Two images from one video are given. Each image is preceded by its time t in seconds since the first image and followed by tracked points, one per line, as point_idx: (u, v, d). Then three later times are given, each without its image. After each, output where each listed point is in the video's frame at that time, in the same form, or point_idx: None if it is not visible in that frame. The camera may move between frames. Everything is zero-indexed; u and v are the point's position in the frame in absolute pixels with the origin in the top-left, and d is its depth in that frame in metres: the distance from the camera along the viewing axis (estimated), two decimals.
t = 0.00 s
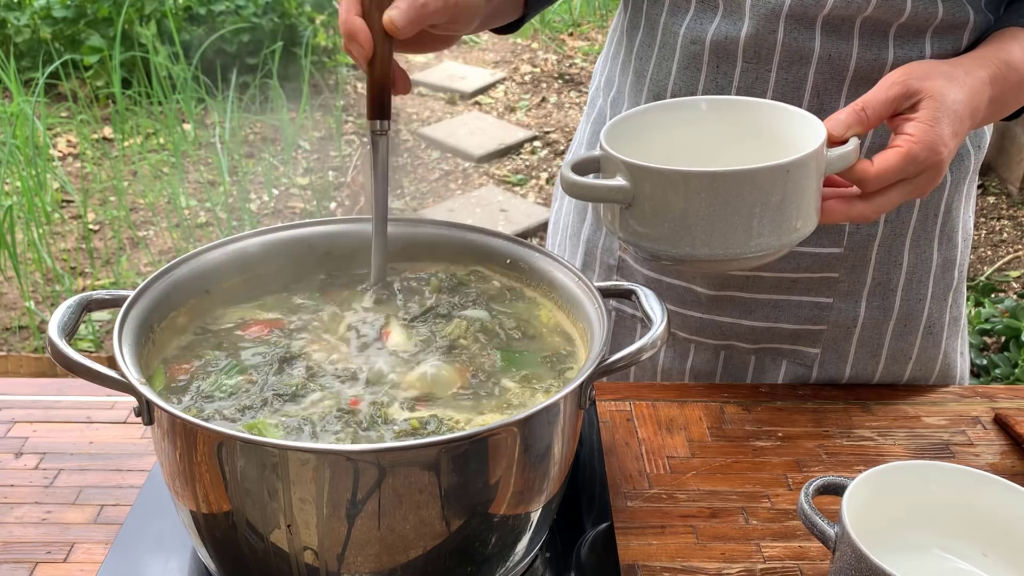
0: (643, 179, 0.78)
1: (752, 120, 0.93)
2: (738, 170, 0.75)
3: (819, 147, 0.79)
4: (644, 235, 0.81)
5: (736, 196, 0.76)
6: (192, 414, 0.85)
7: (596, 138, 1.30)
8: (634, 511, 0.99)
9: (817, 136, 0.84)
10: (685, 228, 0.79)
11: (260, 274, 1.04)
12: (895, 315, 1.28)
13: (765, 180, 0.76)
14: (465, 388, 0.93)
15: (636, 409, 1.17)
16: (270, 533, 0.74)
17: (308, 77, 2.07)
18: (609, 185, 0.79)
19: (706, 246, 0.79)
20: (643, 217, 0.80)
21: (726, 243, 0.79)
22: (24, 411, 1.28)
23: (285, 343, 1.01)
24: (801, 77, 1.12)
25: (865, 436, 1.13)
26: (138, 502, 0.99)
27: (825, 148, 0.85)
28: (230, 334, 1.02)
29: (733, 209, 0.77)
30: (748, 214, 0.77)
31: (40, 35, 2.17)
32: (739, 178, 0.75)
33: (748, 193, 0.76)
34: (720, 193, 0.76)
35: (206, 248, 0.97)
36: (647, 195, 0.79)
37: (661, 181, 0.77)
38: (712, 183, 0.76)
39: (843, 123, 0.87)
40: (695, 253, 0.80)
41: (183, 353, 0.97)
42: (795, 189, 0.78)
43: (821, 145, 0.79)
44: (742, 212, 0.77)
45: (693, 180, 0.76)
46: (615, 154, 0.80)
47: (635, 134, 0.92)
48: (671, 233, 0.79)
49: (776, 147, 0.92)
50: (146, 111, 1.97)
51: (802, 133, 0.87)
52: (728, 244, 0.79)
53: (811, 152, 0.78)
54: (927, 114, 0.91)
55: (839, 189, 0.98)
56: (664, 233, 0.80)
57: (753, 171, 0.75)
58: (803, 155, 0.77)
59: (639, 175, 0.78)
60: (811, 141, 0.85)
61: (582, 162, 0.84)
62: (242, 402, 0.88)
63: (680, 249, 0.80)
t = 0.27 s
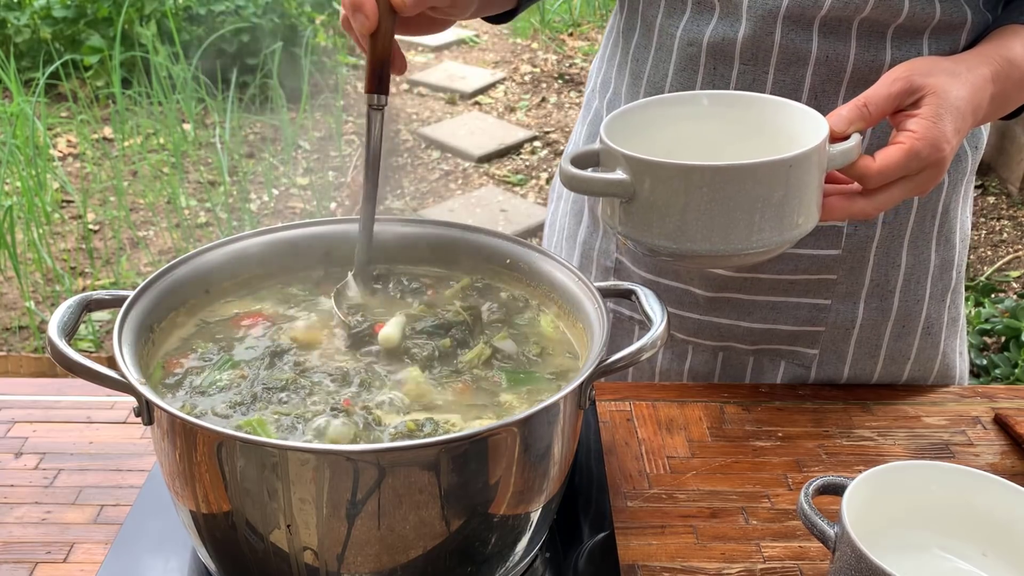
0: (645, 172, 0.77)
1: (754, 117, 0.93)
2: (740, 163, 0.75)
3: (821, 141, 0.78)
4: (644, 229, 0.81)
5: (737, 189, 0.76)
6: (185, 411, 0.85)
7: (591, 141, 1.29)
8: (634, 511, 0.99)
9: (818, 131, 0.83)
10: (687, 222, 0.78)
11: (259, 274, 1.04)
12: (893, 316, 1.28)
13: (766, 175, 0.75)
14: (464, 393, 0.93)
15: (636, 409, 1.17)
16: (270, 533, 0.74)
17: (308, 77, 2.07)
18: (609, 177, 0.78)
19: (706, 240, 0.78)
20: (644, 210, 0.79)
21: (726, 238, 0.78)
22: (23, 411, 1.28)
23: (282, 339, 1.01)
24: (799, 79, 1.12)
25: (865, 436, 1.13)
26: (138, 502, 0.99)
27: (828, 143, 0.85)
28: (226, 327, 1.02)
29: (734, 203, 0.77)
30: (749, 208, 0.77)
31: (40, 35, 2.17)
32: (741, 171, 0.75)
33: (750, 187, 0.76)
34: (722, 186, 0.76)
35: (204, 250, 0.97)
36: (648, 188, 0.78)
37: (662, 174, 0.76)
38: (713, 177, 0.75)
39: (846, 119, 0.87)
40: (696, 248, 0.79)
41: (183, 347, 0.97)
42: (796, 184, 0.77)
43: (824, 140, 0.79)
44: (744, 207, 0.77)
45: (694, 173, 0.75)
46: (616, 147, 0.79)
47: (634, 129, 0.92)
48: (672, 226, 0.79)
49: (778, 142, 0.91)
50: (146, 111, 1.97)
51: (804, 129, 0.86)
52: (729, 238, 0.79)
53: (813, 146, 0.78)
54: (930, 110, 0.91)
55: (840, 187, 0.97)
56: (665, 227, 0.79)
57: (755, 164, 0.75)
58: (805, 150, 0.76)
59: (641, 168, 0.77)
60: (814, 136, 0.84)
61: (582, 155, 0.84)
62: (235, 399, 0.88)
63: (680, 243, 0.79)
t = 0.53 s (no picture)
0: (640, 170, 0.77)
1: (748, 114, 0.92)
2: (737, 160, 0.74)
3: (818, 138, 0.77)
4: (640, 227, 0.80)
5: (733, 187, 0.75)
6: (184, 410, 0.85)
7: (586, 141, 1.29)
8: (634, 511, 0.99)
9: (814, 130, 0.83)
10: (681, 220, 0.77)
11: (257, 276, 1.04)
12: (889, 316, 1.28)
13: (763, 172, 0.75)
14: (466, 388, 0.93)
15: (636, 410, 1.17)
16: (270, 533, 0.74)
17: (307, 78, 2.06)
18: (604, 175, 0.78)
19: (702, 239, 0.78)
20: (639, 208, 0.79)
21: (722, 236, 0.77)
22: (23, 411, 1.28)
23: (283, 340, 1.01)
24: (793, 79, 1.12)
25: (865, 436, 1.13)
26: (138, 502, 0.99)
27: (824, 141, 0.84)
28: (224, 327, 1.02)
29: (730, 201, 0.76)
30: (745, 206, 0.76)
31: (39, 35, 2.17)
32: (737, 169, 0.74)
33: (746, 185, 0.75)
34: (717, 184, 0.75)
35: (204, 249, 0.96)
36: (643, 186, 0.77)
37: (657, 171, 0.76)
38: (708, 175, 0.75)
39: (842, 116, 0.86)
40: (691, 247, 0.79)
41: (183, 346, 0.97)
42: (792, 182, 0.77)
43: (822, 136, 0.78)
44: (740, 205, 0.76)
45: (689, 170, 0.75)
46: (611, 144, 0.79)
47: (628, 128, 0.90)
48: (667, 225, 0.78)
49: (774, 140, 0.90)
50: (146, 111, 1.97)
51: (800, 127, 0.86)
52: (725, 237, 0.78)
53: (809, 144, 0.77)
54: (927, 108, 0.91)
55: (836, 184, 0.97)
56: (660, 225, 0.78)
57: (751, 161, 0.74)
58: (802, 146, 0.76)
59: (636, 166, 0.77)
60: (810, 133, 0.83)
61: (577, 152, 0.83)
62: (231, 400, 0.88)
63: (676, 241, 0.79)
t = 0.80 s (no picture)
0: (639, 160, 0.76)
1: (749, 106, 0.92)
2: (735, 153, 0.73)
3: (818, 130, 0.77)
4: (637, 218, 0.80)
5: (732, 178, 0.75)
6: (186, 411, 0.85)
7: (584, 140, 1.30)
8: (634, 511, 0.99)
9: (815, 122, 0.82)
10: (680, 211, 0.77)
11: (258, 272, 1.04)
12: (887, 315, 1.28)
13: (761, 165, 0.74)
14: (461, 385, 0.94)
15: (636, 410, 1.17)
16: (270, 533, 0.74)
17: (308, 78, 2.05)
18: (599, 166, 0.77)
19: (700, 231, 0.78)
20: (636, 199, 0.79)
21: (720, 229, 0.77)
22: (24, 411, 1.28)
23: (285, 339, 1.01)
24: (790, 78, 1.13)
25: (865, 436, 1.13)
26: (138, 502, 0.99)
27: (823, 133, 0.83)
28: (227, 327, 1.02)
29: (729, 193, 0.75)
30: (744, 199, 0.76)
31: (40, 35, 2.17)
32: (735, 162, 0.74)
33: (744, 178, 0.75)
34: (716, 175, 0.75)
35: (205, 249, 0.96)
36: (642, 176, 0.77)
37: (654, 162, 0.75)
38: (707, 166, 0.74)
39: (841, 109, 0.86)
40: (689, 238, 0.78)
41: (184, 347, 0.97)
42: (792, 175, 0.76)
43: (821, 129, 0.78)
44: (738, 197, 0.76)
45: (688, 162, 0.74)
46: (609, 135, 0.79)
47: (627, 118, 0.90)
48: (665, 215, 0.78)
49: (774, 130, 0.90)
50: (146, 111, 1.97)
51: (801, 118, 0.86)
52: (723, 228, 0.78)
53: (809, 136, 0.76)
54: (927, 101, 0.90)
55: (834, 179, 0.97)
56: (659, 216, 0.78)
57: (750, 153, 0.74)
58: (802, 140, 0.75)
59: (634, 156, 0.76)
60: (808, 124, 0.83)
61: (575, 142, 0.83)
62: (233, 400, 0.88)
63: (673, 233, 0.79)
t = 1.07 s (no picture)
0: (630, 161, 0.76)
1: (746, 105, 0.92)
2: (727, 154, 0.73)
3: (810, 131, 0.77)
4: (628, 219, 0.80)
5: (723, 180, 0.74)
6: (186, 411, 0.85)
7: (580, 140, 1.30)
8: (634, 511, 0.99)
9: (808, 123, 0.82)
10: (671, 212, 0.77)
11: (255, 274, 1.04)
12: (884, 315, 1.28)
13: (753, 166, 0.74)
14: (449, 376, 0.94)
15: (636, 410, 1.17)
16: (270, 533, 0.74)
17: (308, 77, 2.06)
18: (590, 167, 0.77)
19: (691, 232, 0.78)
20: (628, 200, 0.78)
21: (711, 230, 0.77)
22: (23, 411, 1.28)
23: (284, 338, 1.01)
24: (786, 78, 1.13)
25: (865, 436, 1.13)
26: (138, 502, 0.99)
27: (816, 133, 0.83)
28: (228, 326, 1.02)
29: (720, 194, 0.75)
30: (735, 200, 0.76)
31: (40, 35, 2.17)
32: (727, 163, 0.74)
33: (735, 179, 0.75)
34: (707, 176, 0.74)
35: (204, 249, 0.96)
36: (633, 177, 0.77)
37: (646, 163, 0.75)
38: (698, 167, 0.74)
39: (834, 107, 0.87)
40: (679, 239, 0.78)
41: (183, 347, 0.97)
42: (783, 175, 0.76)
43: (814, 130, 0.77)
44: (729, 198, 0.76)
45: (680, 163, 0.74)
46: (600, 137, 0.78)
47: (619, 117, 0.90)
48: (656, 217, 0.78)
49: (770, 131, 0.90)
50: (146, 111, 1.97)
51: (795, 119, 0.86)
52: (714, 230, 0.78)
53: (801, 137, 0.76)
54: (920, 100, 0.90)
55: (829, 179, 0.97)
56: (650, 217, 0.78)
57: (742, 154, 0.73)
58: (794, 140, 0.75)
59: (625, 157, 0.76)
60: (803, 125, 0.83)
61: (567, 142, 0.83)
62: (234, 401, 0.88)
63: (664, 235, 0.79)
